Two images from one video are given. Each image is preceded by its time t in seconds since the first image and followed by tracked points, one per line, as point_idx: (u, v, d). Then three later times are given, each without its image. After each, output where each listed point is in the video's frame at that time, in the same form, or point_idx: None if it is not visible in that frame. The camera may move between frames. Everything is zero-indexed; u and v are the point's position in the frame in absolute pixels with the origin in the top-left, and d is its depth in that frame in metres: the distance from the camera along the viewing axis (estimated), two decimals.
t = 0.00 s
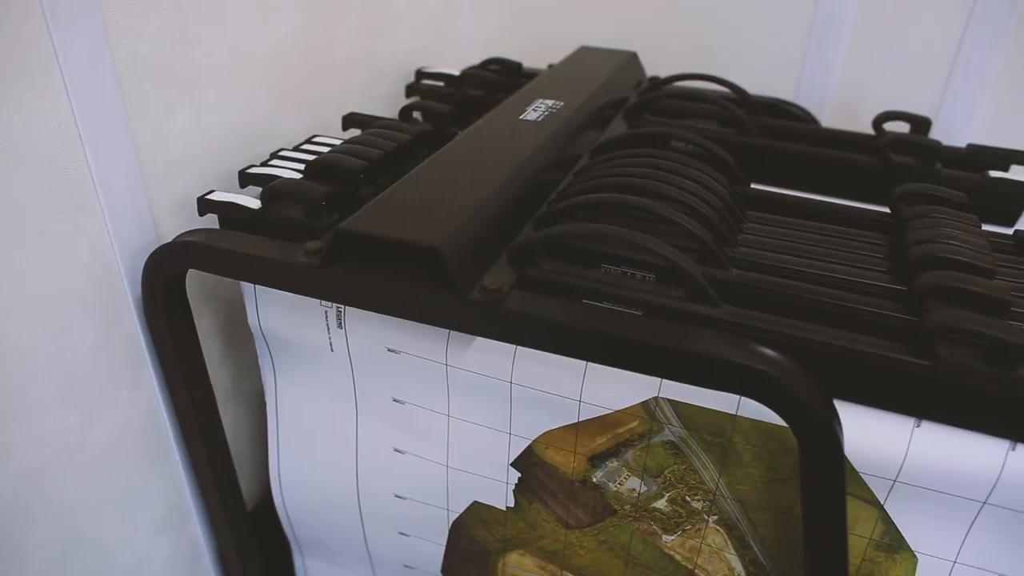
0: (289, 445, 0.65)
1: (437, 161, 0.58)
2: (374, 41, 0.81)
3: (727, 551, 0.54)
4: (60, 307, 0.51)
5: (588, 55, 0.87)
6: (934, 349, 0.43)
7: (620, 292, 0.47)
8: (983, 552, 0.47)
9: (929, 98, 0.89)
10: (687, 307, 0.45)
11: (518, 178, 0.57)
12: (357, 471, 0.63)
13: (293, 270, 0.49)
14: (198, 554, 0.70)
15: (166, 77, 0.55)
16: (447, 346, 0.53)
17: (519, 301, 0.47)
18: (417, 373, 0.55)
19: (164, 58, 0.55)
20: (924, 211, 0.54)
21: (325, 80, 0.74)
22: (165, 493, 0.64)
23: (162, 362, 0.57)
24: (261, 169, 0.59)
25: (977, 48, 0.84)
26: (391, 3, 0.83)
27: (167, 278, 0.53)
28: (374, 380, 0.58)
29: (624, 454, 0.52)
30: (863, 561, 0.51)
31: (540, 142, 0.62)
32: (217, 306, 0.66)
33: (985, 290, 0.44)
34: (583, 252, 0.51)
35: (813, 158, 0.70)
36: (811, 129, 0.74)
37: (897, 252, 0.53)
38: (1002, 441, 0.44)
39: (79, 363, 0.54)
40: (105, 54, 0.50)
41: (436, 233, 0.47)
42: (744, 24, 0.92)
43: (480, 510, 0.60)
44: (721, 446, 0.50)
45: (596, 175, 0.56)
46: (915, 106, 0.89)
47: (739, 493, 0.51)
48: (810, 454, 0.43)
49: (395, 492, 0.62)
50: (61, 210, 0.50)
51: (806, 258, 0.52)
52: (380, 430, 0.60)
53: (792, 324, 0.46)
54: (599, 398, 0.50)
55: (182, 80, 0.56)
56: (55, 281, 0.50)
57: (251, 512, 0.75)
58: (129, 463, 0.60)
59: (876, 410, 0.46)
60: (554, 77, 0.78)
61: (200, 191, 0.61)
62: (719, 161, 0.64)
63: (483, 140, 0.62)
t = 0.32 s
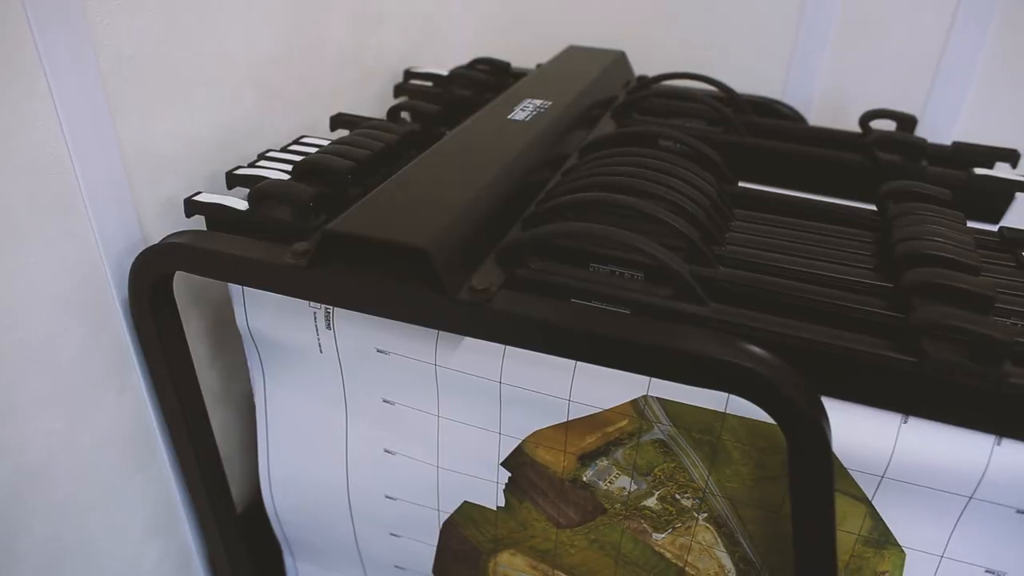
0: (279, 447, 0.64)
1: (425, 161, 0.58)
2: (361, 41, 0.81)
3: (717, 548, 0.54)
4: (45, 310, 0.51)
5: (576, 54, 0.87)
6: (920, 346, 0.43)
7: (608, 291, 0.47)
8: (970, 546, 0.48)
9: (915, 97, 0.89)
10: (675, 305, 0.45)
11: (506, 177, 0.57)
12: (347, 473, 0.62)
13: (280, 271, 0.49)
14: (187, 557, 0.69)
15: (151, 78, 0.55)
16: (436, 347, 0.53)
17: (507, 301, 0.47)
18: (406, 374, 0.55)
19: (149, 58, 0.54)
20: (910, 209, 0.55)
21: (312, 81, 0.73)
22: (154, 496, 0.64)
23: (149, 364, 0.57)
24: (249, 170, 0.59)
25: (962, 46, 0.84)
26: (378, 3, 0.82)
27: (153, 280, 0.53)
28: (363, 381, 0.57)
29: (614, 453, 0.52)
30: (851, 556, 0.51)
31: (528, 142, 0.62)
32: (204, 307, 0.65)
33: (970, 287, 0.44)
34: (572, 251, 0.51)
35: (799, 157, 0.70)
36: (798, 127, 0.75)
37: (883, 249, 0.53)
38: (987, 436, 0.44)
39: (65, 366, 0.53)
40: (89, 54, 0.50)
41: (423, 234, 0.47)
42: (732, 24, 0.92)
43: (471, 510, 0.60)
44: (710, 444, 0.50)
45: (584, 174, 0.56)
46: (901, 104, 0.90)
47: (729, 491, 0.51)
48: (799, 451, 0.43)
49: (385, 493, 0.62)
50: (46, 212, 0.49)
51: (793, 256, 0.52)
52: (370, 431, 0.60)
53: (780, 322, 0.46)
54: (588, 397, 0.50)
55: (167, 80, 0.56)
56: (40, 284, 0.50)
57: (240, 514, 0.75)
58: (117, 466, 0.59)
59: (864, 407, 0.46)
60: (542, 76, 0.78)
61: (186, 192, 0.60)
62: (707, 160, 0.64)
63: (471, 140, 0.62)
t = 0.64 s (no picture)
0: (269, 449, 0.64)
1: (413, 161, 0.58)
2: (348, 42, 0.80)
3: (708, 546, 0.54)
4: (31, 313, 0.50)
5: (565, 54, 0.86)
6: (907, 342, 0.43)
7: (597, 291, 0.47)
8: (956, 541, 0.48)
9: (902, 95, 0.90)
10: (663, 304, 0.45)
11: (494, 177, 0.57)
12: (337, 474, 0.62)
13: (268, 272, 0.49)
14: (177, 560, 0.69)
15: (136, 78, 0.55)
16: (426, 347, 0.53)
17: (496, 300, 0.47)
18: (396, 374, 0.55)
19: (134, 59, 0.54)
20: (896, 206, 0.55)
21: (299, 81, 0.73)
22: (143, 500, 0.63)
23: (137, 367, 0.57)
24: (236, 171, 0.59)
25: (947, 44, 0.85)
26: (365, 3, 0.82)
27: (140, 281, 0.52)
28: (352, 382, 0.57)
29: (604, 452, 0.52)
30: (840, 553, 0.51)
31: (516, 142, 0.62)
32: (192, 309, 0.65)
33: (955, 284, 0.45)
34: (560, 251, 0.51)
35: (787, 155, 0.71)
36: (786, 126, 0.75)
37: (870, 246, 0.54)
38: (974, 431, 0.44)
39: (52, 369, 0.53)
40: (74, 55, 0.49)
41: (411, 233, 0.47)
42: (719, 22, 0.93)
43: (462, 510, 0.60)
44: (699, 441, 0.50)
45: (572, 174, 0.56)
46: (888, 103, 0.90)
47: (718, 488, 0.51)
48: (787, 449, 0.43)
49: (375, 494, 0.62)
50: (31, 214, 0.49)
51: (781, 254, 0.53)
52: (360, 432, 0.59)
53: (768, 319, 0.46)
54: (578, 396, 0.50)
55: (153, 81, 0.56)
56: (25, 287, 0.50)
57: (230, 516, 0.75)
58: (105, 470, 0.59)
59: (851, 404, 0.46)
60: (531, 76, 0.78)
61: (173, 194, 0.60)
62: (695, 159, 0.64)
63: (459, 140, 0.62)
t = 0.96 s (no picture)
0: (260, 451, 0.64)
1: (401, 161, 0.57)
2: (336, 42, 0.80)
3: (698, 544, 0.54)
4: (17, 316, 0.50)
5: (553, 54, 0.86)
6: (894, 339, 0.44)
7: (586, 290, 0.47)
8: (944, 536, 0.48)
9: (889, 93, 0.90)
10: (651, 302, 0.46)
11: (482, 177, 0.57)
12: (328, 475, 0.62)
13: (256, 274, 0.49)
14: (168, 563, 0.69)
15: (122, 79, 0.54)
16: (415, 347, 0.53)
17: (485, 300, 0.47)
18: (386, 375, 0.55)
19: (120, 60, 0.54)
20: (883, 204, 0.55)
21: (286, 82, 0.73)
22: (132, 503, 0.63)
23: (125, 369, 0.56)
24: (223, 173, 0.59)
25: (933, 42, 0.85)
26: (353, 3, 0.82)
27: (128, 284, 0.52)
28: (342, 383, 0.57)
29: (594, 451, 0.52)
30: (830, 549, 0.51)
31: (505, 142, 0.61)
32: (181, 311, 0.65)
33: (942, 281, 0.45)
34: (549, 250, 0.51)
35: (775, 154, 0.71)
36: (774, 124, 0.75)
37: (857, 244, 0.54)
38: (960, 427, 0.45)
39: (39, 373, 0.52)
40: (58, 57, 0.49)
41: (400, 234, 0.47)
42: (707, 22, 0.93)
43: (453, 510, 0.59)
44: (689, 439, 0.50)
45: (561, 173, 0.56)
46: (875, 101, 0.91)
47: (708, 486, 0.52)
48: (775, 446, 0.43)
49: (366, 495, 0.62)
50: (17, 216, 0.49)
51: (769, 252, 0.53)
52: (350, 433, 0.59)
53: (756, 317, 0.46)
54: (567, 395, 0.51)
55: (139, 82, 0.56)
56: (11, 289, 0.49)
57: (221, 519, 0.74)
58: (94, 474, 0.59)
59: (839, 401, 0.46)
60: (519, 76, 0.78)
61: (160, 196, 0.60)
62: (684, 158, 0.64)
63: (448, 140, 0.61)
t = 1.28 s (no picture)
0: (250, 452, 0.64)
1: (390, 162, 0.57)
2: (324, 43, 0.80)
3: (689, 542, 0.54)
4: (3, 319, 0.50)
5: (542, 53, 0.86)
6: (881, 337, 0.44)
7: (575, 289, 0.47)
8: (932, 532, 0.49)
9: (876, 91, 0.90)
10: (640, 301, 0.46)
11: (471, 177, 0.57)
12: (318, 477, 0.62)
13: (244, 275, 0.49)
14: (158, 567, 0.68)
15: (108, 81, 0.54)
16: (405, 348, 0.53)
17: (474, 300, 0.47)
18: (375, 376, 0.55)
19: (105, 62, 0.53)
20: (870, 202, 0.56)
21: (274, 82, 0.73)
22: (121, 507, 0.63)
23: (113, 372, 0.56)
24: (211, 174, 0.58)
25: (919, 41, 0.86)
26: (340, 3, 0.82)
27: (115, 286, 0.52)
28: (332, 384, 0.57)
29: (584, 450, 0.53)
30: (820, 546, 0.51)
31: (493, 141, 0.61)
32: (169, 313, 0.64)
33: (928, 278, 0.45)
34: (539, 250, 0.51)
35: (764, 152, 0.71)
36: (762, 123, 0.76)
37: (844, 241, 0.54)
38: (947, 423, 0.45)
39: (25, 376, 0.52)
40: (42, 58, 0.49)
41: (388, 234, 0.47)
42: (695, 22, 0.93)
43: (444, 510, 0.59)
44: (679, 438, 0.50)
45: (550, 172, 0.56)
46: (863, 99, 0.91)
47: (698, 484, 0.52)
48: (765, 444, 0.43)
49: (357, 496, 0.62)
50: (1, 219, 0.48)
51: (757, 250, 0.53)
52: (341, 434, 0.59)
53: (745, 316, 0.46)
54: (557, 394, 0.51)
55: (124, 84, 0.55)
56: None
57: (211, 522, 0.74)
58: (82, 477, 0.58)
59: (828, 398, 0.46)
60: (508, 76, 0.78)
61: (147, 197, 0.59)
62: (672, 157, 0.64)
63: (437, 140, 0.61)
